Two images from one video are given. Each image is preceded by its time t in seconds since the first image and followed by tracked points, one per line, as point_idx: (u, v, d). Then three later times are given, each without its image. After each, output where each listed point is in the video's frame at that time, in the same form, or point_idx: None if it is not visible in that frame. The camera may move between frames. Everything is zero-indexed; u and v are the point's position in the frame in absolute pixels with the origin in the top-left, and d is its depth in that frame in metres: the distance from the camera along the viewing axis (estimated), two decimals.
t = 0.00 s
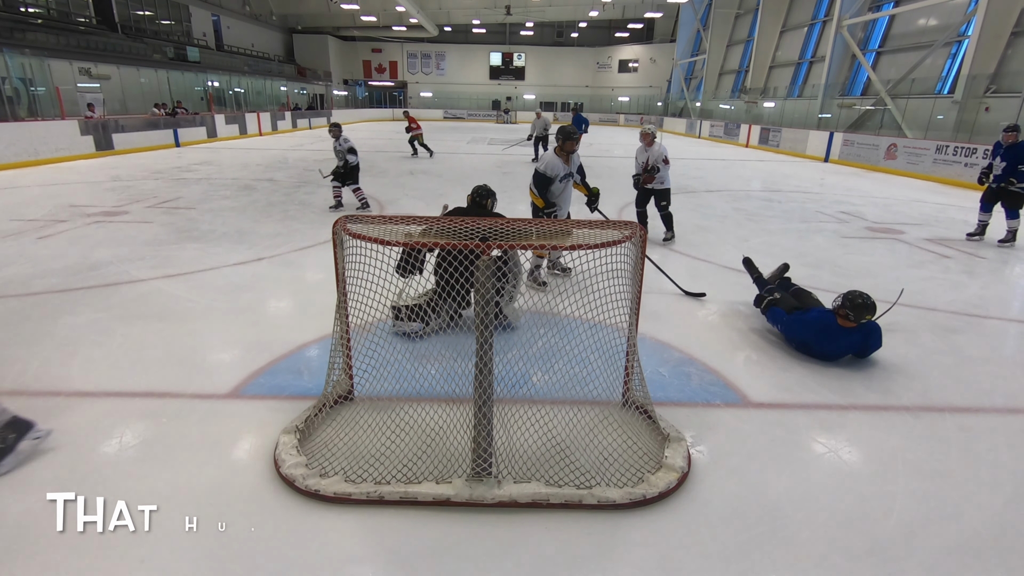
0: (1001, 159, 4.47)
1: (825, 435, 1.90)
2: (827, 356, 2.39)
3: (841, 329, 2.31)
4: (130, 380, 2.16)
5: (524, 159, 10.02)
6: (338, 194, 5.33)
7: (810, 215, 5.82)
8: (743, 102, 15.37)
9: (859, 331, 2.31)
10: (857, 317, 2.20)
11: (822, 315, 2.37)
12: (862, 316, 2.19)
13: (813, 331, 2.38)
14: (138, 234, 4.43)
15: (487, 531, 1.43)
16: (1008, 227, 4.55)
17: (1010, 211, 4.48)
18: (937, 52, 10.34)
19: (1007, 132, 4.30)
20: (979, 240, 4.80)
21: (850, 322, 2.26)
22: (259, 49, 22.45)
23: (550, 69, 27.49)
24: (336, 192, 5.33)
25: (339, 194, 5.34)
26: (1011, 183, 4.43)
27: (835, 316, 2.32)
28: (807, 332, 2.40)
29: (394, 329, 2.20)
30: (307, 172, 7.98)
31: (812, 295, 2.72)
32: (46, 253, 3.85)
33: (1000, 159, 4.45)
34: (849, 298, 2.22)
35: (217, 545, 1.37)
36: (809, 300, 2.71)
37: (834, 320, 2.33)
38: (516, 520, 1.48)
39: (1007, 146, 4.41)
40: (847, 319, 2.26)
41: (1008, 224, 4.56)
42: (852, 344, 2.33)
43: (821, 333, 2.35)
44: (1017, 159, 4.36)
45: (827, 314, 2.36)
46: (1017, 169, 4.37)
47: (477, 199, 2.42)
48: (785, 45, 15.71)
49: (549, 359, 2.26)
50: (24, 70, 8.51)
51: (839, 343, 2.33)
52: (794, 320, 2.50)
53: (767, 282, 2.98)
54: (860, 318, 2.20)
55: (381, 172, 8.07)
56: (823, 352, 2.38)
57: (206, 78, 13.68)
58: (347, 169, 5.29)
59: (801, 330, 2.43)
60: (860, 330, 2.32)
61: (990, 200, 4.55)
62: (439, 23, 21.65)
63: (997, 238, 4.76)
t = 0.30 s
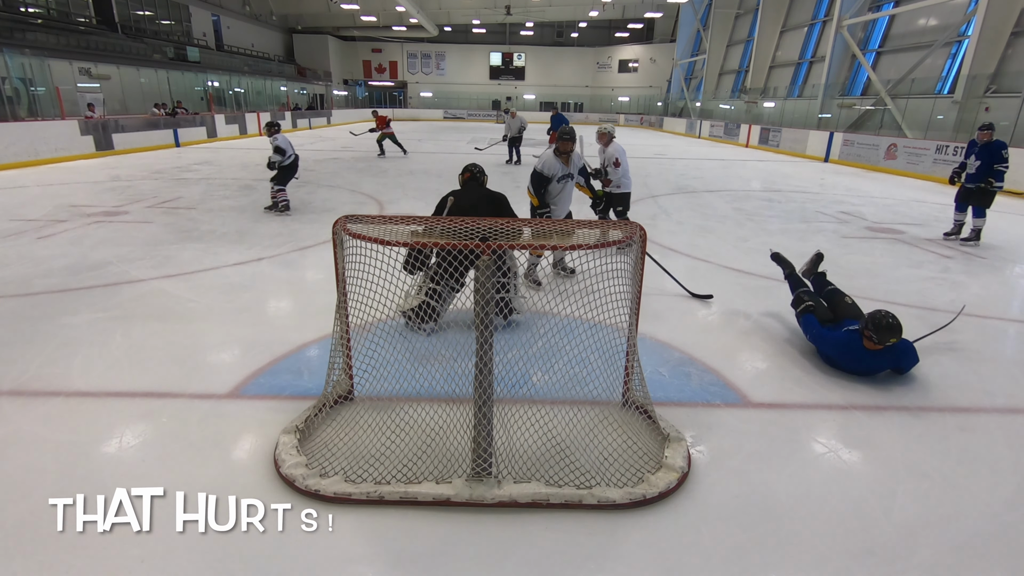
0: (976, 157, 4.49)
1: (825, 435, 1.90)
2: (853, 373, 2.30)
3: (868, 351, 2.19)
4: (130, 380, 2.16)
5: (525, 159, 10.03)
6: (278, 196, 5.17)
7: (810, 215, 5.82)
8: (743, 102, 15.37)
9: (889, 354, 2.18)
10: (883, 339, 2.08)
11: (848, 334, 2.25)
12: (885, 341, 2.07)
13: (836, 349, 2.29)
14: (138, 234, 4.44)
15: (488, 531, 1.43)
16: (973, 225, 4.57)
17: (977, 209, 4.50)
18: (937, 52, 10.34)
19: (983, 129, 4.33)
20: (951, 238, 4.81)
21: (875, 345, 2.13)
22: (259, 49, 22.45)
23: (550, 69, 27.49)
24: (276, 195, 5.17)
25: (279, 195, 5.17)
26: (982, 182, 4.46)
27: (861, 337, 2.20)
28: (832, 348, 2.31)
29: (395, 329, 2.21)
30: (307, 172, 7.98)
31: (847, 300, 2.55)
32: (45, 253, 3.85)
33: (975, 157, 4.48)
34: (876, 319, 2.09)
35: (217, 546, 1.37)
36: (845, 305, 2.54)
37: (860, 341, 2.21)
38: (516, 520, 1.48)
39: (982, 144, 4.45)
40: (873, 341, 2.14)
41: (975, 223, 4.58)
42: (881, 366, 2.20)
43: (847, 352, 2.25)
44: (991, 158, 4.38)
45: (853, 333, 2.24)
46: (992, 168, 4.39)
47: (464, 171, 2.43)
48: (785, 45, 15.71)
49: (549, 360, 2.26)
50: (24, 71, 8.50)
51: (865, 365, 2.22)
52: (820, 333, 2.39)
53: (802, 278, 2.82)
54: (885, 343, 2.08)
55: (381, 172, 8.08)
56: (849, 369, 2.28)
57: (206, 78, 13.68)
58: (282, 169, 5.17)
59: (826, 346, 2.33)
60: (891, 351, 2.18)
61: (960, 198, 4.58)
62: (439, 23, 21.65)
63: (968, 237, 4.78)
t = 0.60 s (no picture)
0: (951, 156, 4.58)
1: (825, 435, 1.90)
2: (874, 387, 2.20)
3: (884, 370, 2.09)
4: (130, 380, 2.15)
5: (525, 159, 10.04)
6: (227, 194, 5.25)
7: (810, 215, 5.81)
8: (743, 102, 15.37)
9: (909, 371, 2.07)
10: (894, 361, 1.97)
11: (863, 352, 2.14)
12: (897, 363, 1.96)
13: (852, 368, 2.19)
14: (138, 234, 4.44)
15: (487, 531, 1.43)
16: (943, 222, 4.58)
17: (948, 205, 4.53)
18: (937, 52, 10.34)
19: (962, 127, 4.44)
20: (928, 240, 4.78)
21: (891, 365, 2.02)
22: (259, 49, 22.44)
23: (550, 69, 27.49)
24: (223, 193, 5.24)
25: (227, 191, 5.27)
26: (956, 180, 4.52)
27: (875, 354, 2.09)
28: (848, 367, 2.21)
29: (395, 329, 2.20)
30: (307, 172, 7.99)
31: (872, 305, 2.37)
32: (45, 253, 3.85)
33: (952, 155, 4.57)
34: (885, 342, 1.98)
35: (217, 546, 1.37)
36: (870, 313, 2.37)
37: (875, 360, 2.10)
38: (515, 520, 1.48)
39: (958, 144, 4.56)
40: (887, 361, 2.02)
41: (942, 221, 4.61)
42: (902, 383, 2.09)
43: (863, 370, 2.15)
44: (967, 156, 4.48)
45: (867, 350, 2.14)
46: (968, 166, 4.47)
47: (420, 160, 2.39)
48: (785, 45, 15.72)
49: (549, 359, 2.26)
50: (24, 71, 8.49)
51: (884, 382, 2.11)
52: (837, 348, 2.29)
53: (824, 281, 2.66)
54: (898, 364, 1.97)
55: (382, 172, 8.08)
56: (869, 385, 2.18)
57: (206, 78, 13.69)
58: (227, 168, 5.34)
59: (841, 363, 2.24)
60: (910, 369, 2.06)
61: (933, 195, 4.61)
62: (439, 23, 21.65)
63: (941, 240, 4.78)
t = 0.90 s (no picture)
0: (927, 156, 4.57)
1: (825, 435, 1.90)
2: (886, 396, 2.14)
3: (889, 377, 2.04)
4: (130, 380, 2.16)
5: (525, 159, 10.04)
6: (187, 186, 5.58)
7: (810, 215, 5.81)
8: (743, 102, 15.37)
9: (917, 375, 2.00)
10: (899, 368, 1.93)
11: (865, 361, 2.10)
12: (897, 369, 1.93)
13: (860, 381, 2.14)
14: (138, 234, 4.44)
15: (487, 531, 1.43)
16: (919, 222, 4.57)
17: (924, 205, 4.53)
18: (937, 52, 10.34)
19: (937, 126, 4.41)
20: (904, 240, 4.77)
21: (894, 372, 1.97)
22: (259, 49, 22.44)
23: (550, 69, 27.50)
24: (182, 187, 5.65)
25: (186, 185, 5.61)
26: (932, 180, 4.51)
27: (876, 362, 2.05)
28: (854, 378, 2.15)
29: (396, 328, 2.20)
30: (307, 172, 7.99)
31: (884, 312, 2.35)
32: (46, 253, 3.85)
33: (927, 155, 4.55)
34: (885, 350, 1.95)
35: (218, 546, 1.37)
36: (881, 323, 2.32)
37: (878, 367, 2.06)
38: (516, 520, 1.48)
39: (934, 144, 4.54)
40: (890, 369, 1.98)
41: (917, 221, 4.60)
42: (913, 388, 2.02)
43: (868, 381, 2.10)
44: (943, 157, 4.47)
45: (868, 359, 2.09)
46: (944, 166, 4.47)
47: (382, 156, 2.43)
48: (785, 45, 15.72)
49: (550, 359, 2.25)
50: (24, 71, 8.49)
51: (893, 389, 2.06)
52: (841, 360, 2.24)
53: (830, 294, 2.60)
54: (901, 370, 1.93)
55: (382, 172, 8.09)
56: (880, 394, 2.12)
57: (206, 78, 13.69)
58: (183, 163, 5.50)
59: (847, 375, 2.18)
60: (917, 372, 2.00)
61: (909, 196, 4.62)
62: (439, 23, 21.65)
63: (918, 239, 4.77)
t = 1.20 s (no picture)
0: (903, 156, 4.56)
1: (825, 435, 1.91)
2: (891, 399, 2.12)
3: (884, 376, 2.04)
4: (130, 380, 2.16)
5: (525, 159, 10.05)
6: (134, 181, 5.74)
7: (810, 215, 5.81)
8: (743, 102, 15.37)
9: (914, 369, 1.99)
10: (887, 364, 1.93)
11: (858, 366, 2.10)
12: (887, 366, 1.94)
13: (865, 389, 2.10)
14: (138, 234, 4.44)
15: (487, 531, 1.43)
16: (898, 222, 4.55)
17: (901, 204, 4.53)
18: (937, 52, 10.34)
19: (912, 126, 4.40)
20: (883, 240, 4.74)
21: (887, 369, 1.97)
22: (259, 49, 22.43)
23: (550, 69, 27.50)
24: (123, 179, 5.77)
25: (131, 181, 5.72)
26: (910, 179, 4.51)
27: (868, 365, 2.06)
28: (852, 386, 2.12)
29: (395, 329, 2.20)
30: (307, 172, 7.99)
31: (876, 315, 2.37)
32: (46, 253, 3.85)
33: (903, 155, 4.56)
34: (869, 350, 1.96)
35: (218, 547, 1.37)
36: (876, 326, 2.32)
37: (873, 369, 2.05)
38: (516, 520, 1.47)
39: (909, 143, 4.53)
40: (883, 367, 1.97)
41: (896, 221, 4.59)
42: (915, 383, 2.01)
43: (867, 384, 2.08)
44: (918, 155, 4.47)
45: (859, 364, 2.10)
46: (918, 165, 4.47)
47: (363, 154, 2.41)
48: (785, 45, 15.72)
49: (550, 359, 2.25)
50: (24, 71, 8.47)
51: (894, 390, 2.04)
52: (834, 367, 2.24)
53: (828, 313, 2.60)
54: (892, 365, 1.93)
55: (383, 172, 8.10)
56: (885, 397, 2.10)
57: (206, 77, 13.68)
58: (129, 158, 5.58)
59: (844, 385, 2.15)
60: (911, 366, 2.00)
61: (888, 196, 4.64)
62: (439, 23, 21.65)
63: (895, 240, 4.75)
